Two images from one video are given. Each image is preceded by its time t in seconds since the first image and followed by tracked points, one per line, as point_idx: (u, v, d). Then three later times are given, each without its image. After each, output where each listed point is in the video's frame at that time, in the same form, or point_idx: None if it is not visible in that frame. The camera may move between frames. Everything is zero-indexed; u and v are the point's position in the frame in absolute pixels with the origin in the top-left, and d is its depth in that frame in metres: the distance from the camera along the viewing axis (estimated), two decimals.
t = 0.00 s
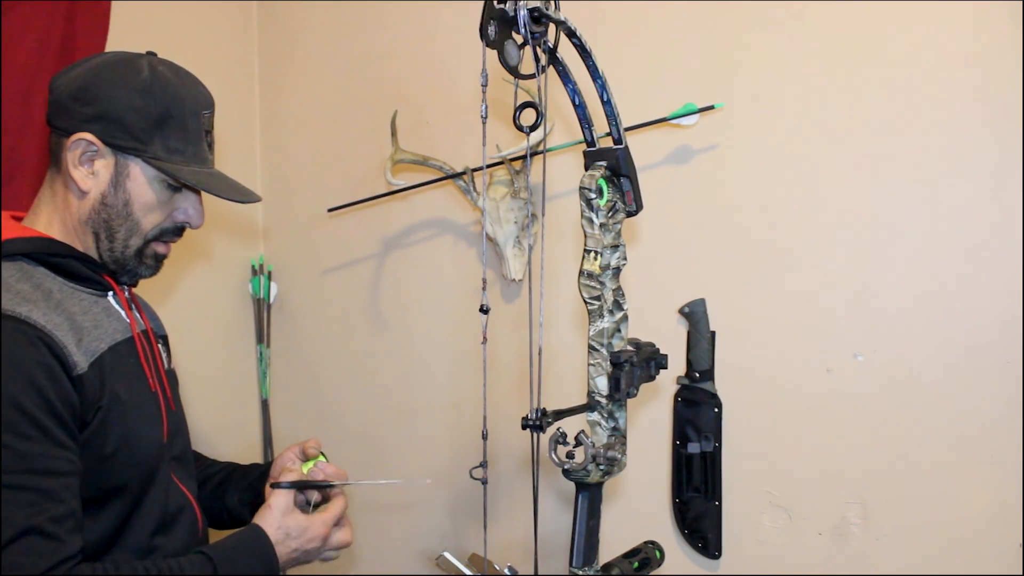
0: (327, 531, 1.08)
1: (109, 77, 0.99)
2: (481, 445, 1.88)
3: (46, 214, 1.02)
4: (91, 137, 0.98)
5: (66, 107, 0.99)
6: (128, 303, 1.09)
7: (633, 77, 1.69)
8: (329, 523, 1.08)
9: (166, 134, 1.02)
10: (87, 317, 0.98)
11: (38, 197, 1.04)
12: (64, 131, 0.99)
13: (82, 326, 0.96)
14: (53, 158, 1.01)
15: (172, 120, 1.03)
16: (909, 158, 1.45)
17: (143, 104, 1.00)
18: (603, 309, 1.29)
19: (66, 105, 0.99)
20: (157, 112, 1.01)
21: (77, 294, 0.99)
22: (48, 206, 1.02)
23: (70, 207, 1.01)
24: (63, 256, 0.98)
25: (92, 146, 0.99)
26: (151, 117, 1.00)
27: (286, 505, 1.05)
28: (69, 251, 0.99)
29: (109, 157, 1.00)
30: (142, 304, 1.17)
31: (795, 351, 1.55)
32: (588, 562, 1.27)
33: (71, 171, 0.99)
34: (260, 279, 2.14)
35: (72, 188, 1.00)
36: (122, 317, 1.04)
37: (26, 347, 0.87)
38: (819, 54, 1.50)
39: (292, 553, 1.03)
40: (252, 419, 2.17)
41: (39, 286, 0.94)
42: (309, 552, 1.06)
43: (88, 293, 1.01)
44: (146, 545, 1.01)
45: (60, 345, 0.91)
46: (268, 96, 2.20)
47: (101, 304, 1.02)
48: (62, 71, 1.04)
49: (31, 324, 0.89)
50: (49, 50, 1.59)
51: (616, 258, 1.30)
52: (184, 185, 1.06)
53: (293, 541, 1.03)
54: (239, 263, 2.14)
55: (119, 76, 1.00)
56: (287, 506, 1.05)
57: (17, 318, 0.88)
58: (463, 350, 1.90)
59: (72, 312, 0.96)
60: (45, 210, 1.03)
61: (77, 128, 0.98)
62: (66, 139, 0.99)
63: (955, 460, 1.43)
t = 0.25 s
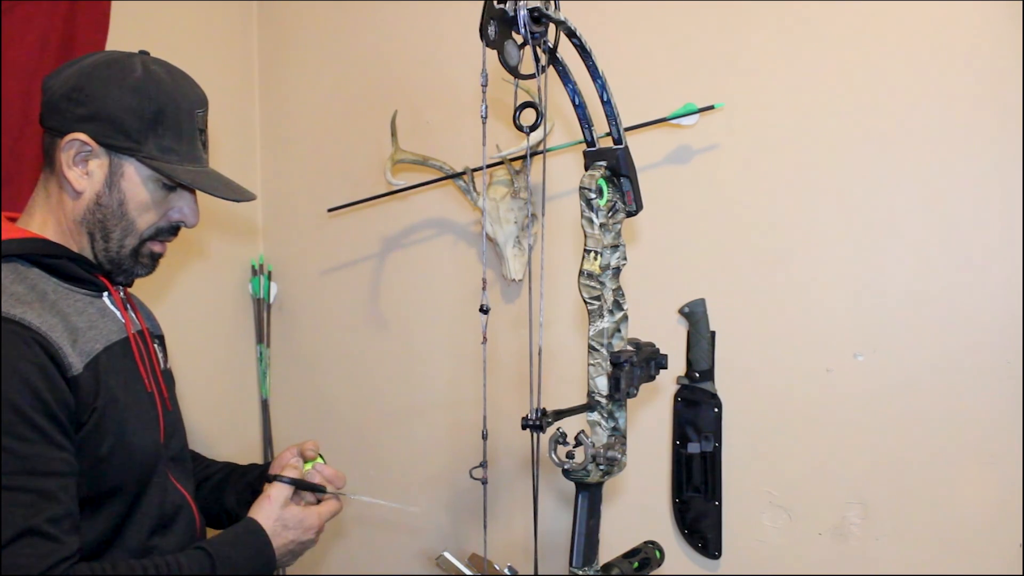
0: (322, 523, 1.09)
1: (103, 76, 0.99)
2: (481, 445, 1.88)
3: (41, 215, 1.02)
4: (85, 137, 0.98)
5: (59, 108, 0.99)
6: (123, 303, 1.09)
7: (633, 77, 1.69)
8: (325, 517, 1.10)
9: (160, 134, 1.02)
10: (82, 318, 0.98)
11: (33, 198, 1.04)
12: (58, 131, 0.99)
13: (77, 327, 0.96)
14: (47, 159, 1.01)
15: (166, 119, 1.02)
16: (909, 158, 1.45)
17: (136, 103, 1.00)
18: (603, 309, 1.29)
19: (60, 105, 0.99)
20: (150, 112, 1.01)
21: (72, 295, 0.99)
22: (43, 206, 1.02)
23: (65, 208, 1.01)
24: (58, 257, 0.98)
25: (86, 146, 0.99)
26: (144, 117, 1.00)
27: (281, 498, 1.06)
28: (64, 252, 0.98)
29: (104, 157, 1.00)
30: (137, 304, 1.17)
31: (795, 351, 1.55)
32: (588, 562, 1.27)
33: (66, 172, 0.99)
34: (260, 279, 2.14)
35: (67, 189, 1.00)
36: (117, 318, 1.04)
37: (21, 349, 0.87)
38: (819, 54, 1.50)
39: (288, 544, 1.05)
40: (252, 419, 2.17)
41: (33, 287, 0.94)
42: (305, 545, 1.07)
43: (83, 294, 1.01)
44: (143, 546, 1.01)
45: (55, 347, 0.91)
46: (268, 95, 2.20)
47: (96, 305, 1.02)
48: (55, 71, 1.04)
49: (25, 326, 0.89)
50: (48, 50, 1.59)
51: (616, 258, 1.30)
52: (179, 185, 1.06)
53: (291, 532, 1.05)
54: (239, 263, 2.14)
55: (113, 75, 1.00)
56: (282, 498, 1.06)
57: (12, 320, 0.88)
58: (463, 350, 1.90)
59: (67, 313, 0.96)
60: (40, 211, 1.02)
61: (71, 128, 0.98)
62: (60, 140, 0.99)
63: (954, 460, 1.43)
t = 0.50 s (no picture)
0: (324, 518, 1.09)
1: (99, 77, 0.99)
2: (481, 445, 1.88)
3: (38, 215, 1.02)
4: (81, 138, 0.98)
5: (56, 108, 0.99)
6: (120, 303, 1.09)
7: (633, 77, 1.69)
8: (326, 510, 1.10)
9: (156, 133, 1.02)
10: (78, 318, 0.98)
11: (30, 198, 1.04)
12: (54, 131, 0.99)
13: (73, 327, 0.96)
14: (44, 159, 1.01)
15: (162, 119, 1.02)
16: (909, 158, 1.45)
17: (132, 103, 1.00)
18: (603, 309, 1.29)
19: (56, 105, 0.99)
20: (146, 112, 1.01)
21: (69, 295, 0.99)
22: (39, 207, 1.02)
23: (61, 208, 1.01)
24: (54, 257, 0.98)
25: (82, 146, 0.99)
26: (140, 117, 1.00)
27: (281, 492, 1.06)
28: (60, 252, 0.98)
29: (99, 157, 1.00)
30: (134, 304, 1.17)
31: (795, 351, 1.55)
32: (588, 562, 1.27)
33: (62, 172, 0.99)
34: (260, 279, 2.14)
35: (63, 189, 1.00)
36: (114, 318, 1.04)
37: (18, 349, 0.87)
38: (819, 54, 1.50)
39: (290, 538, 1.05)
40: (252, 419, 2.17)
41: (29, 287, 0.94)
42: (306, 538, 1.07)
43: (79, 294, 1.01)
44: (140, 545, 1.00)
45: (51, 346, 0.91)
46: (268, 95, 2.20)
47: (93, 305, 1.02)
48: (52, 72, 1.03)
49: (21, 325, 0.89)
50: (48, 50, 1.59)
51: (616, 258, 1.30)
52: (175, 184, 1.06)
53: (288, 524, 1.05)
54: (239, 263, 2.14)
55: (109, 75, 1.00)
56: (282, 493, 1.07)
57: (8, 319, 0.88)
58: (463, 350, 1.90)
59: (63, 313, 0.96)
60: (36, 211, 1.03)
61: (67, 129, 0.98)
62: (56, 140, 0.99)
63: (954, 460, 1.43)
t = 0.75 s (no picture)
0: (325, 517, 1.09)
1: (96, 77, 0.99)
2: (481, 445, 1.88)
3: (36, 215, 1.02)
4: (79, 138, 0.98)
5: (53, 108, 0.99)
6: (118, 304, 1.09)
7: (633, 77, 1.69)
8: (327, 510, 1.10)
9: (154, 133, 1.02)
10: (75, 318, 0.98)
11: (28, 198, 1.04)
12: (52, 131, 0.99)
13: (70, 327, 0.96)
14: (42, 159, 1.01)
15: (159, 119, 1.02)
16: (909, 159, 1.45)
17: (130, 104, 1.00)
18: (603, 309, 1.29)
19: (53, 106, 0.99)
20: (143, 112, 1.01)
21: (66, 295, 0.99)
22: (37, 206, 1.02)
23: (59, 208, 1.01)
24: (52, 257, 0.98)
25: (80, 146, 0.98)
26: (138, 117, 1.00)
27: (281, 491, 1.07)
28: (57, 252, 0.99)
29: (97, 157, 1.00)
30: (132, 304, 1.17)
31: (795, 352, 1.55)
32: (588, 562, 1.27)
33: (60, 172, 0.99)
34: (260, 279, 2.14)
35: (61, 189, 1.00)
36: (111, 318, 1.04)
37: (14, 348, 0.87)
38: (819, 54, 1.50)
39: (290, 537, 1.05)
40: (252, 419, 2.17)
41: (27, 287, 0.94)
42: (307, 538, 1.07)
43: (77, 294, 1.01)
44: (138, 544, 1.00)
45: (47, 346, 0.91)
46: (268, 95, 2.20)
47: (91, 305, 1.02)
48: (50, 72, 1.04)
49: (17, 325, 0.89)
50: (48, 50, 1.59)
51: (616, 258, 1.30)
52: (173, 184, 1.06)
53: (288, 522, 1.05)
54: (239, 263, 2.14)
55: (106, 76, 1.00)
56: (283, 493, 1.07)
57: (5, 319, 0.88)
58: (463, 350, 1.90)
59: (60, 312, 0.96)
60: (34, 210, 1.03)
61: (64, 129, 0.98)
62: (55, 140, 0.99)
63: (954, 460, 1.43)
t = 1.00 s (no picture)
0: (329, 521, 1.09)
1: (96, 78, 0.99)
2: (481, 445, 1.88)
3: (35, 215, 1.02)
4: (78, 138, 0.98)
5: (53, 109, 0.99)
6: (118, 304, 1.09)
7: (633, 77, 1.69)
8: (332, 513, 1.09)
9: (153, 134, 1.02)
10: (74, 318, 0.98)
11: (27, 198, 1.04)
12: (52, 132, 0.99)
13: (69, 327, 0.96)
14: (41, 159, 1.01)
15: (159, 120, 1.02)
16: (909, 159, 1.44)
17: (130, 104, 1.00)
18: (603, 309, 1.29)
19: (53, 106, 0.99)
20: (143, 113, 1.01)
21: (66, 295, 0.99)
22: (36, 206, 1.02)
23: (59, 208, 1.01)
24: (51, 257, 0.98)
25: (79, 146, 0.98)
26: (137, 118, 1.00)
27: (285, 494, 1.06)
28: (57, 252, 0.98)
29: (97, 157, 1.00)
30: (132, 305, 1.17)
31: (794, 352, 1.55)
32: (588, 562, 1.27)
33: (59, 172, 0.99)
34: (260, 278, 2.14)
35: (60, 189, 1.00)
36: (111, 318, 1.04)
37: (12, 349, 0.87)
38: (819, 54, 1.50)
39: (294, 540, 1.05)
40: (252, 419, 2.18)
41: (26, 288, 0.94)
42: (311, 541, 1.06)
43: (76, 294, 1.01)
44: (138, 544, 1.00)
45: (45, 346, 0.90)
46: (268, 95, 2.20)
47: (91, 305, 1.02)
48: (49, 72, 1.03)
49: (16, 325, 0.89)
50: (48, 50, 1.59)
51: (616, 258, 1.30)
52: (172, 185, 1.06)
53: (290, 525, 1.04)
54: (239, 263, 2.14)
55: (106, 76, 1.00)
56: (286, 495, 1.07)
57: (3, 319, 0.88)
58: (463, 350, 1.90)
59: (60, 312, 0.96)
60: (34, 211, 1.03)
61: (64, 129, 0.98)
62: (54, 140, 0.99)
63: (954, 460, 1.43)
